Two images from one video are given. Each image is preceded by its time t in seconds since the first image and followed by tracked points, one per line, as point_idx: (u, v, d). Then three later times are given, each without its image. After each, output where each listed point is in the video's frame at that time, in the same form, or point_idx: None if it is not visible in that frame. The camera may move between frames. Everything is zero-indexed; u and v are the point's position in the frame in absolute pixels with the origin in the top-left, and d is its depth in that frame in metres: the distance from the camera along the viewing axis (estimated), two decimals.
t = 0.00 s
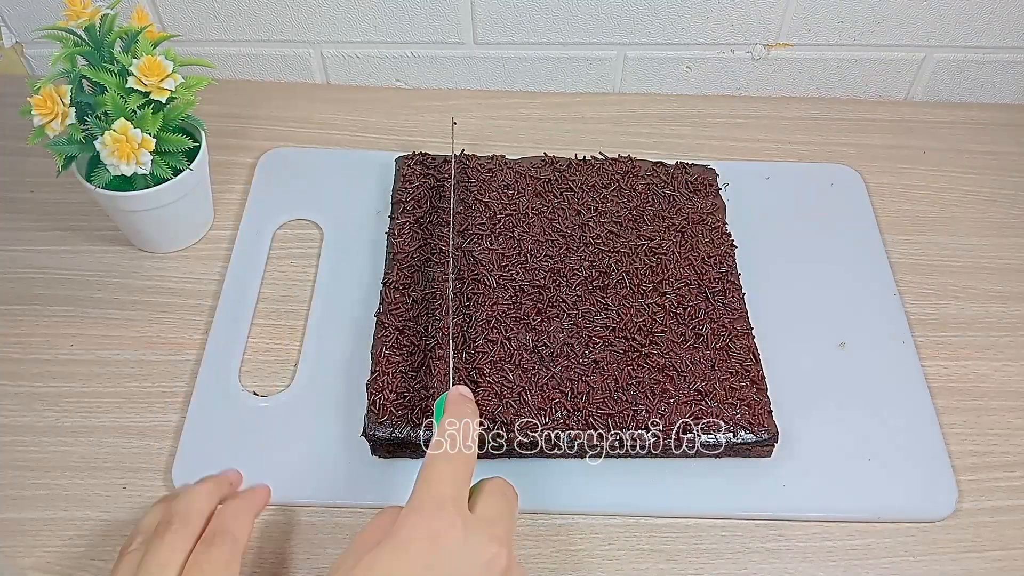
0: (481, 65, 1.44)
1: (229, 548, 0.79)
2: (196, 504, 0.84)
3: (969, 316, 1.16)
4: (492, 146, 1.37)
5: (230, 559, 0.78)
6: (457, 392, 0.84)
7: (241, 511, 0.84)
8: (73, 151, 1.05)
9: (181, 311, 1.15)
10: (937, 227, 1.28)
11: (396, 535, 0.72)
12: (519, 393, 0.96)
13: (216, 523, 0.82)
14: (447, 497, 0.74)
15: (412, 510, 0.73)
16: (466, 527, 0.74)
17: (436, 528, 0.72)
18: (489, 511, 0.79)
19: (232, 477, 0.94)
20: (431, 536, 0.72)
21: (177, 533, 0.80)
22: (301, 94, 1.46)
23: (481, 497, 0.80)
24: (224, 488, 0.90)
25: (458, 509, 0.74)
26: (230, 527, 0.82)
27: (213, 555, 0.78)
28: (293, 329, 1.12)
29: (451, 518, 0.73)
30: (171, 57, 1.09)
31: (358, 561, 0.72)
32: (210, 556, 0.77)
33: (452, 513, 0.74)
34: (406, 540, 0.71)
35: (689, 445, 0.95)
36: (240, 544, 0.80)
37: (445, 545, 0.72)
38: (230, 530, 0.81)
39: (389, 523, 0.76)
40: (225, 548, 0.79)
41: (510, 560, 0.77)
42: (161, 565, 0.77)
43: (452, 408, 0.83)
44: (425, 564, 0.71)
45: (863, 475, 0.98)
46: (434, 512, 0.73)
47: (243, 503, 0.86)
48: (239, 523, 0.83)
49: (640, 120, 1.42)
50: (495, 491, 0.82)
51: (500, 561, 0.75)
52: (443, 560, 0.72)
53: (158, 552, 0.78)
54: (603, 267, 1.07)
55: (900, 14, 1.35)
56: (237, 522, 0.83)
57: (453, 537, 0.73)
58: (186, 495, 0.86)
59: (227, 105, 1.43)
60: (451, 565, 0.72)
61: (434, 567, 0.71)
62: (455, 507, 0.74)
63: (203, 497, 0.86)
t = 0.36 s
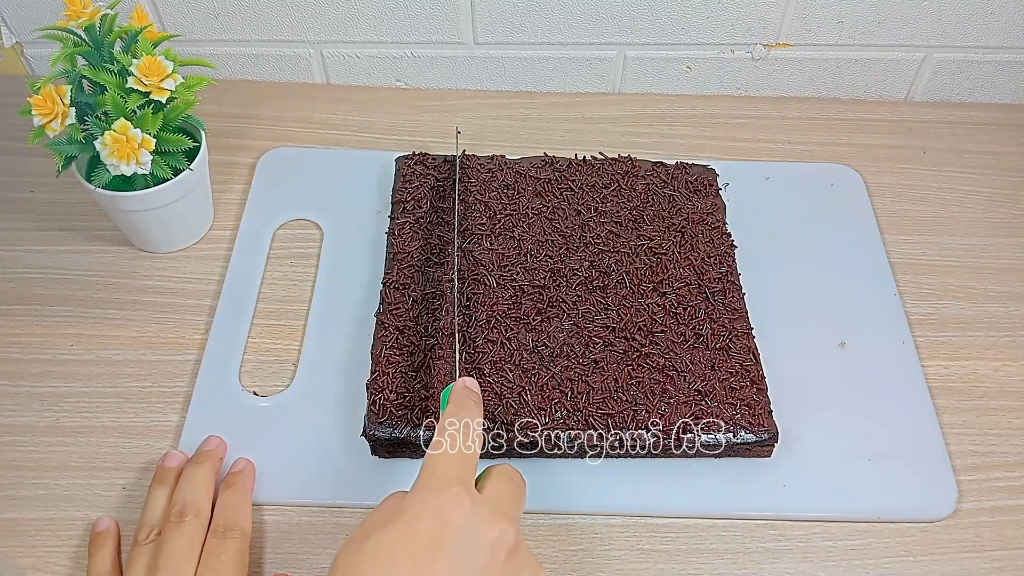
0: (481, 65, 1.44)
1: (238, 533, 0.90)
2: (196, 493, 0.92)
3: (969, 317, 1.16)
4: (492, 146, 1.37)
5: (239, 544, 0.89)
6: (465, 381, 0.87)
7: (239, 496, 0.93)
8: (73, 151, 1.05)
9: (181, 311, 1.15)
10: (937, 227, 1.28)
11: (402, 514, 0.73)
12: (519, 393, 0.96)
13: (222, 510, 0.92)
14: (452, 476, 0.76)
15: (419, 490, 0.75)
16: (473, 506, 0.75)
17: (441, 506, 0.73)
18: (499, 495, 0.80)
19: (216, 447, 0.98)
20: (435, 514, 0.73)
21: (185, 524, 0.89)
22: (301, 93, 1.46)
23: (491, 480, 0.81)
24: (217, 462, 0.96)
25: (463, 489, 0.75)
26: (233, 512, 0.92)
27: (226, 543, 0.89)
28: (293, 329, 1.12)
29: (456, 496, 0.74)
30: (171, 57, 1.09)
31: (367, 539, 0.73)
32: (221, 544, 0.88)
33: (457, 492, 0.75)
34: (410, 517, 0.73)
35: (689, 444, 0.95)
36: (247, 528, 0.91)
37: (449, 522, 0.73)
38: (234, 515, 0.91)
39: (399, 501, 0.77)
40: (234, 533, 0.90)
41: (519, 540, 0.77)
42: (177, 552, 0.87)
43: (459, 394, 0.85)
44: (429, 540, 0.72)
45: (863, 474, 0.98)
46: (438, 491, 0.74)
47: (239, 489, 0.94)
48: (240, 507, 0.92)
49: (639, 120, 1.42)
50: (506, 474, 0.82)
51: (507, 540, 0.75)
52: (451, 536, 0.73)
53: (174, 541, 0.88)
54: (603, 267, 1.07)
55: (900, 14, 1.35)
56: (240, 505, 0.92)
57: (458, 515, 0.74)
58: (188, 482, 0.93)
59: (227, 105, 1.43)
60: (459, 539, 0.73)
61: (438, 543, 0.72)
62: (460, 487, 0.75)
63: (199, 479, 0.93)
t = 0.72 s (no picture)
0: (481, 65, 1.44)
1: (271, 478, 0.88)
2: (245, 440, 0.92)
3: (969, 317, 1.16)
4: (492, 146, 1.37)
5: (271, 487, 0.87)
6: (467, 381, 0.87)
7: (285, 454, 0.92)
8: (73, 151, 1.05)
9: (181, 311, 1.15)
10: (937, 227, 1.28)
11: (402, 513, 0.73)
12: (519, 393, 0.96)
13: (264, 460, 0.91)
14: (453, 475, 0.75)
15: (420, 490, 0.75)
16: (474, 504, 0.75)
17: (441, 506, 0.73)
18: (501, 495, 0.80)
19: (283, 421, 0.97)
20: (435, 513, 0.73)
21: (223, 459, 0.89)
22: (302, 93, 1.46)
23: (494, 479, 0.81)
24: (276, 430, 0.96)
25: (464, 488, 0.75)
26: (273, 463, 0.90)
27: (258, 481, 0.87)
28: (293, 330, 1.12)
29: (457, 496, 0.74)
30: (171, 57, 1.09)
31: (367, 539, 0.73)
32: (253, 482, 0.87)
33: (459, 492, 0.74)
34: (411, 517, 0.73)
35: (689, 444, 0.95)
36: (282, 481, 0.89)
37: (450, 520, 0.73)
38: (273, 466, 0.90)
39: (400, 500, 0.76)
40: (268, 477, 0.88)
41: (521, 538, 0.77)
42: (208, 482, 0.86)
43: (462, 396, 0.85)
44: (430, 539, 0.72)
45: (863, 474, 0.98)
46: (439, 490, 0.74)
47: (287, 448, 0.93)
48: (281, 462, 0.91)
49: (639, 120, 1.42)
50: (506, 475, 0.82)
51: (508, 538, 0.75)
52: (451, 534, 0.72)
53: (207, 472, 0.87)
54: (603, 267, 1.07)
55: (900, 14, 1.35)
56: (281, 460, 0.91)
57: (459, 514, 0.74)
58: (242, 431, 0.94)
59: (228, 105, 1.43)
60: (459, 538, 0.72)
61: (439, 543, 0.72)
62: (461, 486, 0.75)
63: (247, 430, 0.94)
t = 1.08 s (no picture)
0: (481, 65, 1.44)
1: (289, 490, 0.88)
2: (258, 442, 0.92)
3: (969, 317, 1.16)
4: (492, 146, 1.37)
5: (288, 499, 0.87)
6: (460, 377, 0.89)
7: (302, 463, 0.93)
8: (73, 151, 1.05)
9: (180, 311, 1.15)
10: (937, 227, 1.28)
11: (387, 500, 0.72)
12: (519, 392, 0.96)
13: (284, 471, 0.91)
14: (439, 463, 0.75)
15: (404, 477, 0.74)
16: (458, 492, 0.74)
17: (427, 493, 0.73)
18: (485, 485, 0.80)
19: (291, 420, 0.98)
20: (420, 499, 0.72)
21: (241, 464, 0.89)
22: (302, 93, 1.46)
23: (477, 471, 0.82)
24: (282, 428, 0.96)
25: (449, 475, 0.75)
26: (291, 474, 0.91)
27: (276, 491, 0.87)
28: (293, 330, 1.12)
29: (442, 483, 0.74)
30: (171, 57, 1.09)
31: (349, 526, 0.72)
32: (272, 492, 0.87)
33: (444, 478, 0.74)
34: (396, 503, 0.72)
35: (690, 444, 0.95)
36: (299, 494, 0.89)
37: (435, 507, 0.73)
38: (291, 477, 0.90)
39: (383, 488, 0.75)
40: (286, 489, 0.88)
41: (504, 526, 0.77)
42: (225, 486, 0.86)
43: (455, 391, 0.86)
44: (415, 526, 0.71)
45: (863, 474, 0.98)
46: (424, 477, 0.74)
47: (304, 460, 0.93)
48: (299, 473, 0.91)
49: (639, 120, 1.42)
50: (493, 466, 0.83)
51: (491, 527, 0.75)
52: (435, 520, 0.72)
53: (224, 476, 0.87)
54: (603, 267, 1.07)
55: (900, 14, 1.35)
56: (299, 472, 0.91)
57: (444, 501, 0.73)
58: (254, 431, 0.93)
59: (228, 105, 1.43)
60: (443, 524, 0.72)
61: (424, 529, 0.71)
62: (446, 474, 0.75)
63: (268, 437, 0.94)
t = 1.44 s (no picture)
0: (481, 65, 1.44)
1: (289, 494, 0.88)
2: (258, 444, 0.92)
3: (970, 316, 1.16)
4: (493, 146, 1.37)
5: (289, 503, 0.87)
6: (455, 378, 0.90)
7: (302, 466, 0.93)
8: (73, 151, 1.05)
9: (180, 311, 1.15)
10: (937, 227, 1.28)
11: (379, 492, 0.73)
12: (519, 392, 0.96)
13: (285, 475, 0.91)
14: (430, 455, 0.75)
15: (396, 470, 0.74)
16: (450, 482, 0.74)
17: (418, 483, 0.73)
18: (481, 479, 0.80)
19: (291, 421, 0.98)
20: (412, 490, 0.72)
21: (241, 468, 0.89)
22: (302, 93, 1.46)
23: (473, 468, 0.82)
24: (282, 429, 0.96)
25: (441, 465, 0.75)
26: (291, 477, 0.91)
27: (277, 495, 0.87)
28: (293, 330, 1.12)
29: (433, 473, 0.74)
30: (171, 57, 1.09)
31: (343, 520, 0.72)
32: (273, 496, 0.86)
33: (435, 469, 0.74)
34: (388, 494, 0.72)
35: (689, 444, 0.95)
36: (299, 497, 0.89)
37: (427, 497, 0.72)
38: (292, 480, 0.90)
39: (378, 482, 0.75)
40: (287, 493, 0.88)
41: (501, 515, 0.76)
42: (226, 490, 0.86)
43: (449, 387, 0.88)
44: (407, 516, 0.71)
45: (863, 474, 0.98)
46: (415, 469, 0.74)
47: (305, 463, 0.93)
48: (299, 477, 0.91)
49: (639, 120, 1.42)
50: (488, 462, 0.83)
51: (487, 516, 0.74)
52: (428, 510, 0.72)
53: (225, 480, 0.87)
54: (603, 267, 1.07)
55: (900, 14, 1.35)
56: (299, 476, 0.91)
57: (435, 491, 0.73)
58: (254, 433, 0.93)
59: (228, 105, 1.43)
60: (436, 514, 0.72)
61: (416, 519, 0.71)
62: (437, 464, 0.75)
63: (268, 439, 0.93)
